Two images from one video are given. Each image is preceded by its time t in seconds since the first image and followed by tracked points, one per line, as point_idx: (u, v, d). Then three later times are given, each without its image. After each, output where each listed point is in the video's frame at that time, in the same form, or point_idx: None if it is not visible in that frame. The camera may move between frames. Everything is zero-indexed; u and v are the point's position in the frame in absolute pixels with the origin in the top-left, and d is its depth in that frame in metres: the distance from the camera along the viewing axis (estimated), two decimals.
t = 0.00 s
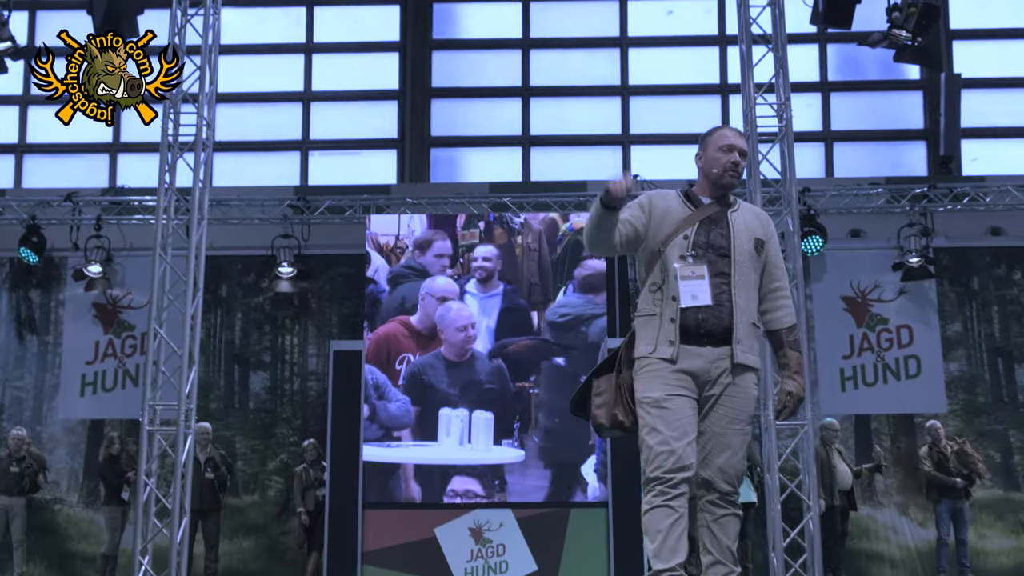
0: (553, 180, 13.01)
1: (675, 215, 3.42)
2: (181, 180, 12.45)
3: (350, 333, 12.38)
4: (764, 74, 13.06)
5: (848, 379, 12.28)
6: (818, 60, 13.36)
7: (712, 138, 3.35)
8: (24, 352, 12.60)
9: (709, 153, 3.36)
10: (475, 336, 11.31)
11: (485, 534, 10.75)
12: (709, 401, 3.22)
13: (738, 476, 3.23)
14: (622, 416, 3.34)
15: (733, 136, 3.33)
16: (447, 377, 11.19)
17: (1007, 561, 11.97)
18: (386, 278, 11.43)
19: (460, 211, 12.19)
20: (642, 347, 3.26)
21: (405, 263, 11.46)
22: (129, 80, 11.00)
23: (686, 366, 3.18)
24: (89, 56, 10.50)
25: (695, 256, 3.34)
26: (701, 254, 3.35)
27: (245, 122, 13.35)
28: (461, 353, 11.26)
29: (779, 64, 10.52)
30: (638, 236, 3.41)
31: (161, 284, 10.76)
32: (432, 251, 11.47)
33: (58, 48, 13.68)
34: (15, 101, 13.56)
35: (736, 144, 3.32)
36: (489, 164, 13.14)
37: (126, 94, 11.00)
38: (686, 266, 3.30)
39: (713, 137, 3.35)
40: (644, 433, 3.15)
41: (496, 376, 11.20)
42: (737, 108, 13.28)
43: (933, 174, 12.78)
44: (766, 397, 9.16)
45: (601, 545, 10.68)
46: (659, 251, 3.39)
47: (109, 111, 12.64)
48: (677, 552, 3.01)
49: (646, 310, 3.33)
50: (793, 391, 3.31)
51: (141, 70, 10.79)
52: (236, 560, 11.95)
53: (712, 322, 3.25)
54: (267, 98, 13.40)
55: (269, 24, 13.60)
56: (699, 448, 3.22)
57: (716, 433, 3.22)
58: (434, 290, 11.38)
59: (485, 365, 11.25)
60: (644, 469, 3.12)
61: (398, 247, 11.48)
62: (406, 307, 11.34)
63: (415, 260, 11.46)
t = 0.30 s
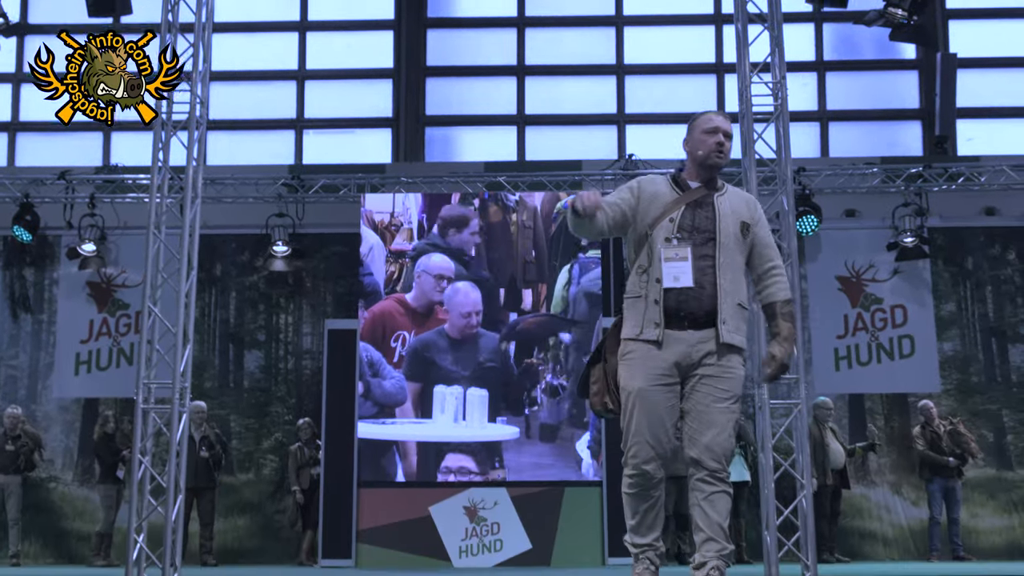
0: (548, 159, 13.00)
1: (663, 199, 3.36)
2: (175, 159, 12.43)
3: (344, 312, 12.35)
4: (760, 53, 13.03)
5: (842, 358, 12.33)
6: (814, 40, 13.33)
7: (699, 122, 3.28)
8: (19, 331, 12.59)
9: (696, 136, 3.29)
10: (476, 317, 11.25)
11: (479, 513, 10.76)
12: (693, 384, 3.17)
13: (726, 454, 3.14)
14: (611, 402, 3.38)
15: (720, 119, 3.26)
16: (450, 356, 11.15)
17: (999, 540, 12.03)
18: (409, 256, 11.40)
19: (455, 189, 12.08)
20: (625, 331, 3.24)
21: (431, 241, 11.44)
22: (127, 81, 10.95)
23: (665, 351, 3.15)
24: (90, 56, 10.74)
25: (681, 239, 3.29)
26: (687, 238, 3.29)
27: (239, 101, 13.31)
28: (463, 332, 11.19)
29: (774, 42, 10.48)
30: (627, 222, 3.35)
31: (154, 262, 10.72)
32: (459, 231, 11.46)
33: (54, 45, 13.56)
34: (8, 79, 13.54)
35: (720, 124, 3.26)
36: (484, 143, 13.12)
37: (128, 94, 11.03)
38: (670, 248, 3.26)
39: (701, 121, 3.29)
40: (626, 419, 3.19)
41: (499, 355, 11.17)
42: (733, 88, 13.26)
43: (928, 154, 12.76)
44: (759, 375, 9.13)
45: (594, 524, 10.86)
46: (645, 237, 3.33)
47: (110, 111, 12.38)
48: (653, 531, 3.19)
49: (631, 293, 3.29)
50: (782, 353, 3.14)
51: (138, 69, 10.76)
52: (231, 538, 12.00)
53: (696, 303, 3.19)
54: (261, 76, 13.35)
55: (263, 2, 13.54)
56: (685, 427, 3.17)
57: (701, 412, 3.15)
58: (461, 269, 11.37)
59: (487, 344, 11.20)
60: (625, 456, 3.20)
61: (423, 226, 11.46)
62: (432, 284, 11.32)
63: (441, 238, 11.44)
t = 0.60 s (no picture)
0: (545, 144, 12.99)
1: (639, 205, 3.61)
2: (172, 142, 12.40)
3: (342, 297, 12.36)
4: (757, 38, 13.03)
5: (839, 344, 12.35)
6: (812, 25, 13.32)
7: (666, 122, 3.52)
8: (15, 315, 12.56)
9: (666, 139, 3.54)
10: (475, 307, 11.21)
11: (477, 497, 10.81)
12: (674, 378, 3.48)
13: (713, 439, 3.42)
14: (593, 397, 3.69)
15: (685, 120, 3.50)
16: (451, 341, 11.12)
17: (994, 526, 12.06)
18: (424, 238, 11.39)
19: (452, 174, 12.11)
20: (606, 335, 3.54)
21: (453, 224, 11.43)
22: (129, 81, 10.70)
23: (647, 350, 3.47)
24: (91, 57, 10.90)
25: (656, 246, 3.54)
26: (662, 245, 3.55)
27: (237, 84, 13.29)
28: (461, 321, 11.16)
29: (773, 26, 10.43)
30: (605, 231, 3.61)
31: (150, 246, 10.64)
32: (481, 216, 11.45)
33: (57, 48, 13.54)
34: (3, 63, 13.54)
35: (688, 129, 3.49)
36: (481, 128, 13.11)
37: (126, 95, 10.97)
38: (644, 256, 3.50)
39: (668, 122, 3.52)
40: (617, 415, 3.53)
41: (499, 344, 11.13)
42: (730, 73, 13.24)
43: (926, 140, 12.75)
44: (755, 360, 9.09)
45: (591, 509, 10.90)
46: (623, 244, 3.59)
47: (110, 111, 12.38)
48: (647, 523, 3.51)
49: (609, 299, 3.55)
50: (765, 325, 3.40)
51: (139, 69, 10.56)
52: (228, 522, 12.02)
53: (674, 305, 3.47)
54: (258, 60, 13.31)
55: None
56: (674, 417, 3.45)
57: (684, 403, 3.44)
58: (479, 254, 11.36)
59: (489, 330, 11.18)
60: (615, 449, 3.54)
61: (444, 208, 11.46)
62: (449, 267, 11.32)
63: (462, 222, 11.43)
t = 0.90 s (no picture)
0: (541, 132, 12.98)
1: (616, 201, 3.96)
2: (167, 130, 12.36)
3: (337, 286, 12.36)
4: (753, 26, 13.01)
5: (834, 332, 12.37)
6: (808, 12, 13.30)
7: (629, 124, 3.87)
8: (10, 303, 12.56)
9: (630, 139, 3.89)
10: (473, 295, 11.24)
11: (472, 485, 10.74)
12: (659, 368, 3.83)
13: (694, 424, 3.78)
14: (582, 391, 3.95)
15: (647, 120, 3.84)
16: (449, 329, 11.16)
17: (988, 513, 12.10)
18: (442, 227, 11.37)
19: (448, 162, 12.09)
20: (594, 331, 3.86)
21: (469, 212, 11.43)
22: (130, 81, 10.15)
23: (634, 342, 3.80)
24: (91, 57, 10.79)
25: (638, 240, 3.87)
26: (641, 236, 3.88)
27: (232, 72, 13.26)
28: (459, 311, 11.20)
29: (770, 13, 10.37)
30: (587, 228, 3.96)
31: (144, 234, 10.54)
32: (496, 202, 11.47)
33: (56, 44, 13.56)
34: None
35: (651, 129, 3.84)
36: (477, 116, 13.10)
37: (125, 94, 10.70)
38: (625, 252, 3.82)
39: (631, 123, 3.87)
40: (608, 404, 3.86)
41: (495, 333, 11.16)
42: (727, 61, 13.23)
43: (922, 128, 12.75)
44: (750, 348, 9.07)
45: (586, 498, 10.84)
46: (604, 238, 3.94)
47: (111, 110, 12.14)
48: (642, 511, 3.85)
49: (594, 296, 3.88)
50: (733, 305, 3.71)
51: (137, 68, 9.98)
52: (224, 510, 12.03)
53: (656, 298, 3.82)
54: (253, 48, 13.28)
55: None
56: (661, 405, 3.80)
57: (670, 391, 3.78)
58: (500, 241, 11.36)
59: (487, 318, 11.20)
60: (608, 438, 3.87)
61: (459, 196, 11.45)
62: (470, 256, 11.32)
63: (479, 210, 11.43)
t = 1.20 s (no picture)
0: (538, 120, 12.97)
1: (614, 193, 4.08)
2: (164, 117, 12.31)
3: (334, 273, 12.36)
4: (751, 14, 13.00)
5: (830, 320, 12.38)
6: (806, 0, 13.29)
7: (621, 123, 3.86)
8: (6, 290, 12.54)
9: (620, 138, 3.89)
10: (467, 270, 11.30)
11: (468, 473, 10.77)
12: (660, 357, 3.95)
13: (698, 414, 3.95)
14: (592, 381, 3.85)
15: (637, 121, 3.85)
16: (445, 316, 11.21)
17: (983, 502, 12.13)
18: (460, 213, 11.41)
19: (444, 149, 12.08)
20: (598, 317, 3.91)
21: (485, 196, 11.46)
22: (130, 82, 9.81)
23: (641, 328, 3.90)
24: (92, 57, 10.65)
25: (640, 228, 4.02)
26: (641, 225, 4.04)
27: (228, 58, 13.22)
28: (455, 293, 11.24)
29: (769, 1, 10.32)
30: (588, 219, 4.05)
31: (140, 221, 10.48)
32: (514, 184, 11.46)
33: (51, 29, 13.53)
34: None
35: (639, 129, 3.85)
36: (474, 104, 13.07)
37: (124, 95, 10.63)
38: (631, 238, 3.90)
39: (622, 122, 3.87)
40: (614, 389, 3.89)
41: (490, 320, 11.21)
42: (724, 49, 13.22)
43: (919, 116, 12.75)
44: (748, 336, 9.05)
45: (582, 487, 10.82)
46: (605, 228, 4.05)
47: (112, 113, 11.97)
48: (639, 499, 3.88)
49: (597, 283, 3.96)
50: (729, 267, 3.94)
51: (137, 68, 9.63)
52: (221, 498, 12.03)
53: (661, 283, 3.96)
54: (249, 34, 13.24)
55: None
56: (665, 393, 3.93)
57: (674, 378, 3.92)
58: (519, 222, 11.37)
59: (481, 305, 11.26)
60: (610, 424, 3.91)
61: (475, 179, 11.50)
62: (490, 238, 11.36)
63: (496, 193, 11.46)
